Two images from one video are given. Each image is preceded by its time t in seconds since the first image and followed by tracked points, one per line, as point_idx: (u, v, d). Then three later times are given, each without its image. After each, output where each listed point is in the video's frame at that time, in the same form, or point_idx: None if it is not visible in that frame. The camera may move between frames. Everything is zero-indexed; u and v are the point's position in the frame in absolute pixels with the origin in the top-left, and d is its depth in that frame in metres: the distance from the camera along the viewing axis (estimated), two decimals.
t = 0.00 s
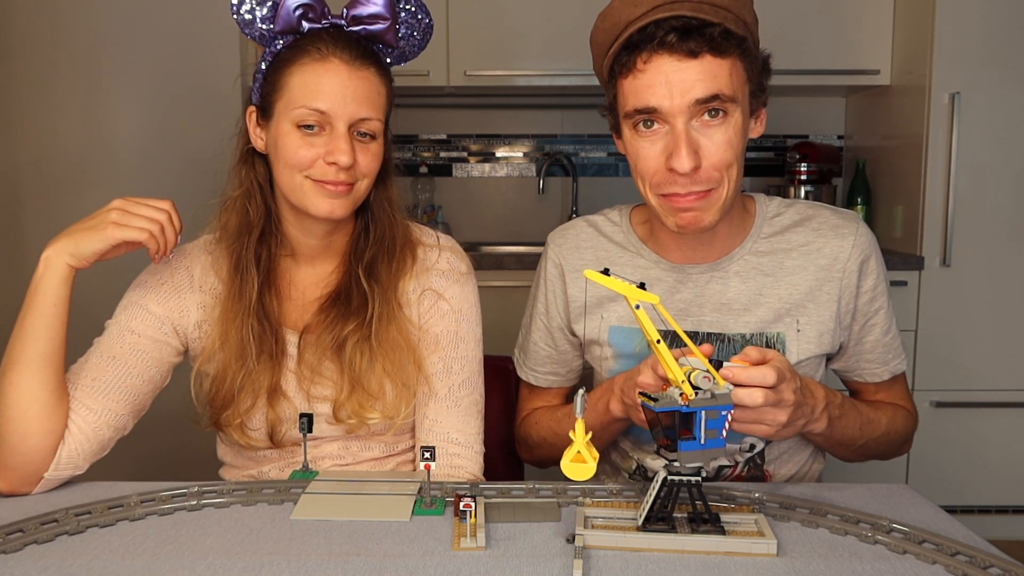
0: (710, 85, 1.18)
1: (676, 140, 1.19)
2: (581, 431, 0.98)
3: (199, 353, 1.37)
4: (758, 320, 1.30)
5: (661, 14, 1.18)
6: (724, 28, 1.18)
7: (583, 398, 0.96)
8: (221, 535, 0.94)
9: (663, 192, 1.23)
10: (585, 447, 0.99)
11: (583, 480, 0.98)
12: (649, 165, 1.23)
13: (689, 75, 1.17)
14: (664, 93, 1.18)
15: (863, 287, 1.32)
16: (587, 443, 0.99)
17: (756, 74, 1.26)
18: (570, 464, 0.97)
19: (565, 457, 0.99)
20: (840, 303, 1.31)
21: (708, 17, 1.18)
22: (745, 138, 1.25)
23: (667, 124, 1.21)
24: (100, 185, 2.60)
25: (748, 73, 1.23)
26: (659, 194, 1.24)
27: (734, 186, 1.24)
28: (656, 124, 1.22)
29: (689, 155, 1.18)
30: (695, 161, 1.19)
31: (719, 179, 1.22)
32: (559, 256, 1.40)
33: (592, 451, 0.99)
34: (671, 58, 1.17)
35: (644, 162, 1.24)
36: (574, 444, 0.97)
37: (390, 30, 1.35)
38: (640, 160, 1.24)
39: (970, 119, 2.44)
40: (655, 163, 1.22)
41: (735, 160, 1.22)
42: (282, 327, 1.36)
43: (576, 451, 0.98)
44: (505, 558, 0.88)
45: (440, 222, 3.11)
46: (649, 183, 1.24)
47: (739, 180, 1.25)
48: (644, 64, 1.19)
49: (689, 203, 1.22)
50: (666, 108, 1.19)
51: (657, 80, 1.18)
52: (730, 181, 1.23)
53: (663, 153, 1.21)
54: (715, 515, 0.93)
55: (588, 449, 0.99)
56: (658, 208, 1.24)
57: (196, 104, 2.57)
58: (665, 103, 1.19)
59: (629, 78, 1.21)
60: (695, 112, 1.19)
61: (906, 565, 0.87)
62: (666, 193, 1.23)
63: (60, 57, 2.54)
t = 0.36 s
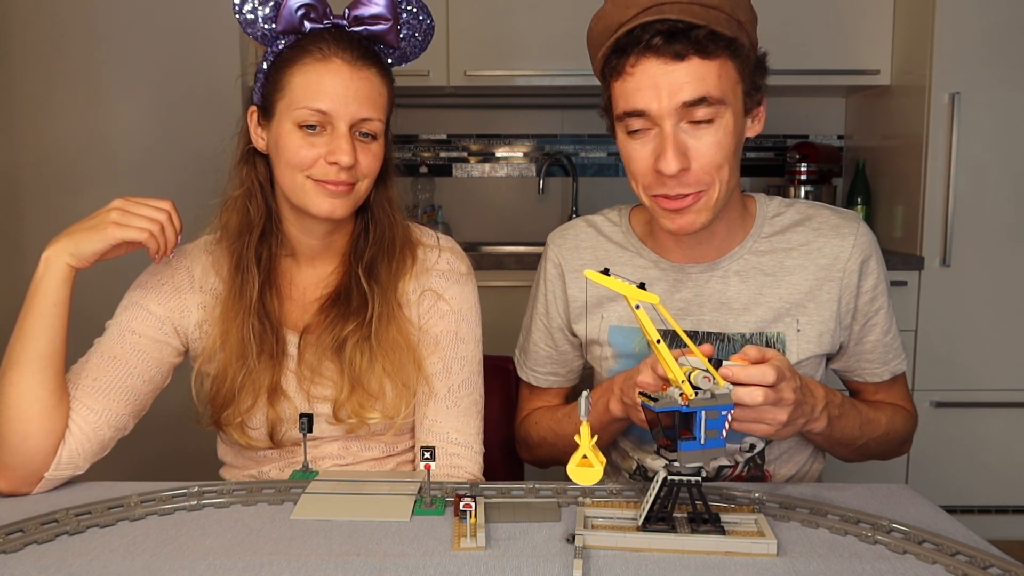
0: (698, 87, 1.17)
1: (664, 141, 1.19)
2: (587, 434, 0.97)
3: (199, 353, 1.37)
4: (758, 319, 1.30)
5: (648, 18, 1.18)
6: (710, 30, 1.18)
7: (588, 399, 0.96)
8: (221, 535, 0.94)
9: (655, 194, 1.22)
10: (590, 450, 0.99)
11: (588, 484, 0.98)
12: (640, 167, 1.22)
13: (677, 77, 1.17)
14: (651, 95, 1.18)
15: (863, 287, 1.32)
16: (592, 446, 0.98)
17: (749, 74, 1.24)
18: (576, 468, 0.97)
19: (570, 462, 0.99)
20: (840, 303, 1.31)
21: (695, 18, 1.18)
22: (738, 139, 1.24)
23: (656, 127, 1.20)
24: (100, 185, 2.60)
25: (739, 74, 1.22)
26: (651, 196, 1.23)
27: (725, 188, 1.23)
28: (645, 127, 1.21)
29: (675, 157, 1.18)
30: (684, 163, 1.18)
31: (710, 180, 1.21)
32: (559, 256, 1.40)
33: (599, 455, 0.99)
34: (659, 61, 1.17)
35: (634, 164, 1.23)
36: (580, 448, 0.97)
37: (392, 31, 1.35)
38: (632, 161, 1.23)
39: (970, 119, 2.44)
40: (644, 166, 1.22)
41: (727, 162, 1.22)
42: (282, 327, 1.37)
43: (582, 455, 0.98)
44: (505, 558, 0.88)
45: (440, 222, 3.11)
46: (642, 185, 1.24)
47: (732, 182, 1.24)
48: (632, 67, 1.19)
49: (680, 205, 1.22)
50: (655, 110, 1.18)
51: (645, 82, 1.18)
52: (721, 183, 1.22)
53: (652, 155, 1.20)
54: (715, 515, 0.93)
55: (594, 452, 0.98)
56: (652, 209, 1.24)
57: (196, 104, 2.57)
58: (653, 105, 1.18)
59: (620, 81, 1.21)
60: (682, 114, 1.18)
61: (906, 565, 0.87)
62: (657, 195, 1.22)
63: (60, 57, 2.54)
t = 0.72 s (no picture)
0: (645, 100, 1.16)
1: (616, 153, 1.19)
2: (587, 434, 0.98)
3: (199, 353, 1.37)
4: (760, 320, 1.30)
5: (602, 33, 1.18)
6: (651, 45, 1.14)
7: (587, 399, 0.96)
8: (221, 535, 0.94)
9: (621, 201, 1.23)
10: (590, 450, 0.99)
11: (590, 483, 0.99)
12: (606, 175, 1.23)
13: (625, 91, 1.16)
14: (607, 107, 1.18)
15: (866, 289, 1.32)
16: (592, 445, 0.99)
17: (722, 82, 1.19)
18: (576, 467, 0.98)
19: (569, 461, 0.99)
20: (843, 305, 1.31)
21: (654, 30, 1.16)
22: (708, 148, 1.21)
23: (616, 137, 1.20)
24: (100, 185, 2.60)
25: (709, 83, 1.18)
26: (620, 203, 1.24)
27: (686, 198, 1.21)
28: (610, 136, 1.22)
29: (623, 169, 1.18)
30: (633, 176, 1.18)
31: (670, 189, 1.20)
32: (562, 256, 1.40)
33: (597, 454, 0.99)
34: (610, 75, 1.17)
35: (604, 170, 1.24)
36: (580, 447, 0.97)
37: (392, 31, 1.35)
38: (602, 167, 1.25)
39: (970, 118, 2.44)
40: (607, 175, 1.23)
41: (689, 172, 1.19)
42: (282, 327, 1.36)
43: (581, 454, 0.98)
44: (505, 558, 0.88)
45: (440, 222, 3.11)
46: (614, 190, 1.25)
47: (701, 192, 1.22)
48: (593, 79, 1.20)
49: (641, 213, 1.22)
50: (610, 122, 1.19)
51: (601, 94, 1.19)
52: (682, 193, 1.21)
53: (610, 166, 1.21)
54: (715, 515, 0.93)
55: (594, 452, 0.99)
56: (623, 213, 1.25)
57: (196, 104, 2.57)
58: (608, 117, 1.18)
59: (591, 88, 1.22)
60: (637, 126, 1.18)
61: (906, 565, 0.87)
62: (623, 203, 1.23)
63: (60, 57, 2.54)
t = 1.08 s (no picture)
0: (645, 100, 1.16)
1: (616, 155, 1.19)
2: (582, 433, 0.98)
3: (199, 354, 1.37)
4: (759, 320, 1.30)
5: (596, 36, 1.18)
6: (648, 44, 1.14)
7: (583, 399, 0.97)
8: (221, 535, 0.94)
9: (622, 203, 1.23)
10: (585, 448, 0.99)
11: (584, 480, 0.99)
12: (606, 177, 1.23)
13: (624, 92, 1.16)
14: (604, 109, 1.18)
15: (865, 288, 1.32)
16: (587, 443, 0.99)
17: (718, 79, 1.20)
18: (570, 464, 0.98)
19: (565, 458, 0.99)
20: (842, 304, 1.31)
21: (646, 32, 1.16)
22: (707, 146, 1.21)
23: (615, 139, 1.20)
24: (100, 185, 2.60)
25: (706, 79, 1.19)
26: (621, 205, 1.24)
27: (689, 195, 1.21)
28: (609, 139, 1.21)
29: (626, 170, 1.18)
30: (636, 175, 1.18)
31: (671, 189, 1.20)
32: (561, 257, 1.40)
33: (593, 452, 0.99)
34: (607, 77, 1.17)
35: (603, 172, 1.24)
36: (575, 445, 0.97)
37: (391, 30, 1.35)
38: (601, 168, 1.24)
39: (970, 118, 2.44)
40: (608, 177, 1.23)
41: (689, 170, 1.19)
42: (282, 328, 1.36)
43: (576, 452, 0.98)
44: (505, 558, 0.88)
45: (440, 222, 3.10)
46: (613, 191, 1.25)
47: (702, 190, 1.22)
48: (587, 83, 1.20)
49: (643, 214, 1.22)
50: (609, 124, 1.18)
51: (599, 96, 1.18)
52: (685, 190, 1.21)
53: (611, 167, 1.20)
54: (715, 515, 0.93)
55: (588, 450, 0.99)
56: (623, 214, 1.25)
57: (196, 104, 2.57)
58: (607, 119, 1.18)
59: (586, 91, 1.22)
60: (636, 126, 1.17)
61: (906, 565, 0.87)
62: (623, 204, 1.23)
63: (60, 57, 2.54)
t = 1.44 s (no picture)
0: (665, 96, 1.15)
1: (634, 152, 1.17)
2: (591, 436, 0.97)
3: (200, 354, 1.37)
4: (758, 320, 1.30)
5: (611, 32, 1.17)
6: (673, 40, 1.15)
7: (589, 399, 0.96)
8: (221, 535, 0.94)
9: (633, 203, 1.22)
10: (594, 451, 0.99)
11: (593, 485, 0.98)
12: (618, 177, 1.21)
13: (644, 88, 1.15)
14: (620, 107, 1.17)
15: (863, 288, 1.32)
16: (596, 447, 0.98)
17: (728, 77, 1.21)
18: (581, 470, 0.97)
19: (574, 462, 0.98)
20: (840, 304, 1.31)
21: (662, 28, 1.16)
22: (717, 143, 1.22)
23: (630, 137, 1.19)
24: (100, 184, 2.60)
25: (717, 76, 1.20)
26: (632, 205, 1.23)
27: (703, 192, 1.21)
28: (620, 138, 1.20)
29: (646, 167, 1.17)
30: (656, 171, 1.17)
31: (686, 187, 1.20)
32: (559, 258, 1.40)
33: (602, 455, 0.99)
34: (624, 73, 1.16)
35: (614, 173, 1.22)
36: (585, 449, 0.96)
37: (388, 27, 1.35)
38: (611, 169, 1.22)
39: (970, 119, 2.44)
40: (620, 177, 1.21)
41: (703, 167, 1.19)
42: (285, 332, 1.36)
43: (586, 456, 0.98)
44: (505, 558, 0.88)
45: (440, 222, 3.10)
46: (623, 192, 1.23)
47: (712, 187, 1.22)
48: (600, 80, 1.18)
49: (658, 213, 1.21)
50: (625, 121, 1.17)
51: (614, 94, 1.17)
52: (699, 187, 1.21)
53: (625, 166, 1.19)
54: (715, 515, 0.93)
55: (598, 453, 0.98)
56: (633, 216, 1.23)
57: (196, 104, 2.57)
58: (624, 116, 1.17)
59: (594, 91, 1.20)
60: (653, 123, 1.17)
61: (906, 565, 0.87)
62: (635, 204, 1.22)
63: (60, 56, 2.54)
